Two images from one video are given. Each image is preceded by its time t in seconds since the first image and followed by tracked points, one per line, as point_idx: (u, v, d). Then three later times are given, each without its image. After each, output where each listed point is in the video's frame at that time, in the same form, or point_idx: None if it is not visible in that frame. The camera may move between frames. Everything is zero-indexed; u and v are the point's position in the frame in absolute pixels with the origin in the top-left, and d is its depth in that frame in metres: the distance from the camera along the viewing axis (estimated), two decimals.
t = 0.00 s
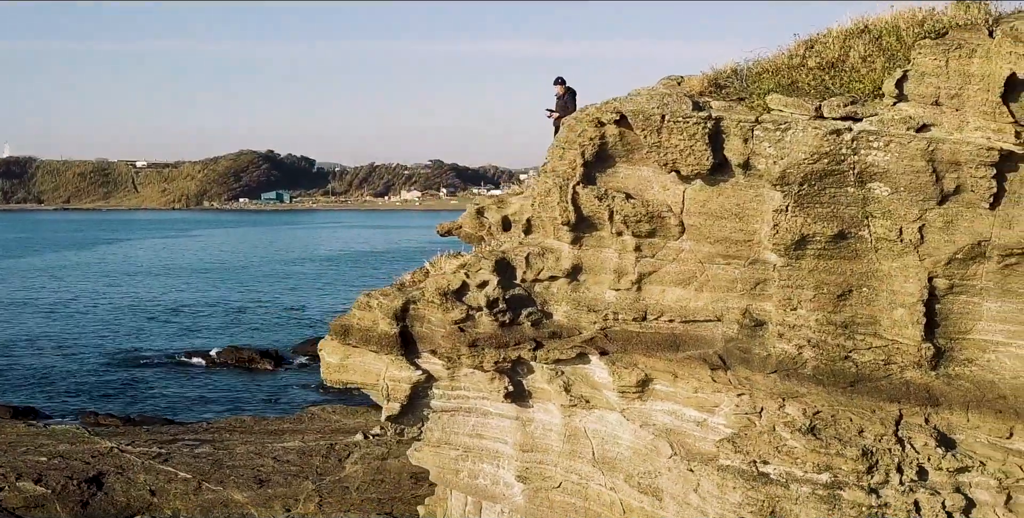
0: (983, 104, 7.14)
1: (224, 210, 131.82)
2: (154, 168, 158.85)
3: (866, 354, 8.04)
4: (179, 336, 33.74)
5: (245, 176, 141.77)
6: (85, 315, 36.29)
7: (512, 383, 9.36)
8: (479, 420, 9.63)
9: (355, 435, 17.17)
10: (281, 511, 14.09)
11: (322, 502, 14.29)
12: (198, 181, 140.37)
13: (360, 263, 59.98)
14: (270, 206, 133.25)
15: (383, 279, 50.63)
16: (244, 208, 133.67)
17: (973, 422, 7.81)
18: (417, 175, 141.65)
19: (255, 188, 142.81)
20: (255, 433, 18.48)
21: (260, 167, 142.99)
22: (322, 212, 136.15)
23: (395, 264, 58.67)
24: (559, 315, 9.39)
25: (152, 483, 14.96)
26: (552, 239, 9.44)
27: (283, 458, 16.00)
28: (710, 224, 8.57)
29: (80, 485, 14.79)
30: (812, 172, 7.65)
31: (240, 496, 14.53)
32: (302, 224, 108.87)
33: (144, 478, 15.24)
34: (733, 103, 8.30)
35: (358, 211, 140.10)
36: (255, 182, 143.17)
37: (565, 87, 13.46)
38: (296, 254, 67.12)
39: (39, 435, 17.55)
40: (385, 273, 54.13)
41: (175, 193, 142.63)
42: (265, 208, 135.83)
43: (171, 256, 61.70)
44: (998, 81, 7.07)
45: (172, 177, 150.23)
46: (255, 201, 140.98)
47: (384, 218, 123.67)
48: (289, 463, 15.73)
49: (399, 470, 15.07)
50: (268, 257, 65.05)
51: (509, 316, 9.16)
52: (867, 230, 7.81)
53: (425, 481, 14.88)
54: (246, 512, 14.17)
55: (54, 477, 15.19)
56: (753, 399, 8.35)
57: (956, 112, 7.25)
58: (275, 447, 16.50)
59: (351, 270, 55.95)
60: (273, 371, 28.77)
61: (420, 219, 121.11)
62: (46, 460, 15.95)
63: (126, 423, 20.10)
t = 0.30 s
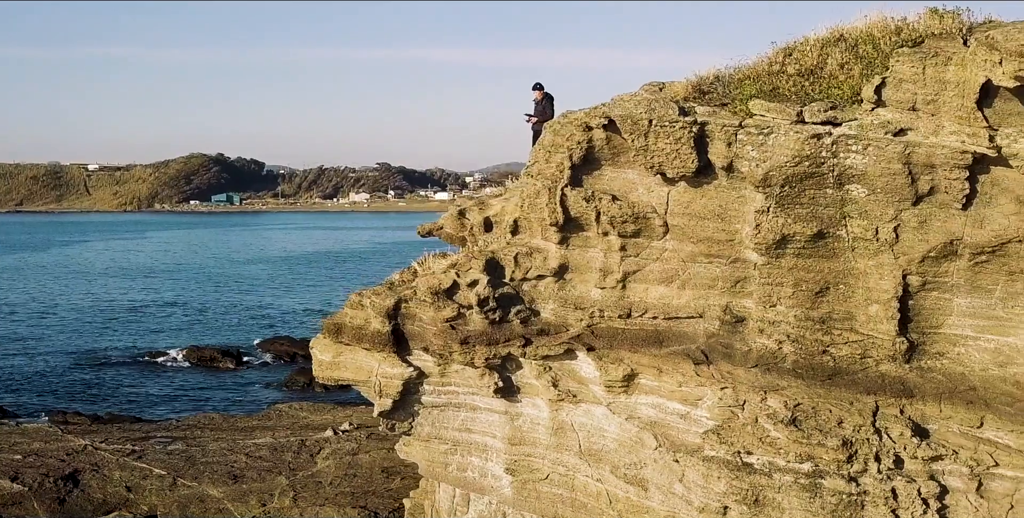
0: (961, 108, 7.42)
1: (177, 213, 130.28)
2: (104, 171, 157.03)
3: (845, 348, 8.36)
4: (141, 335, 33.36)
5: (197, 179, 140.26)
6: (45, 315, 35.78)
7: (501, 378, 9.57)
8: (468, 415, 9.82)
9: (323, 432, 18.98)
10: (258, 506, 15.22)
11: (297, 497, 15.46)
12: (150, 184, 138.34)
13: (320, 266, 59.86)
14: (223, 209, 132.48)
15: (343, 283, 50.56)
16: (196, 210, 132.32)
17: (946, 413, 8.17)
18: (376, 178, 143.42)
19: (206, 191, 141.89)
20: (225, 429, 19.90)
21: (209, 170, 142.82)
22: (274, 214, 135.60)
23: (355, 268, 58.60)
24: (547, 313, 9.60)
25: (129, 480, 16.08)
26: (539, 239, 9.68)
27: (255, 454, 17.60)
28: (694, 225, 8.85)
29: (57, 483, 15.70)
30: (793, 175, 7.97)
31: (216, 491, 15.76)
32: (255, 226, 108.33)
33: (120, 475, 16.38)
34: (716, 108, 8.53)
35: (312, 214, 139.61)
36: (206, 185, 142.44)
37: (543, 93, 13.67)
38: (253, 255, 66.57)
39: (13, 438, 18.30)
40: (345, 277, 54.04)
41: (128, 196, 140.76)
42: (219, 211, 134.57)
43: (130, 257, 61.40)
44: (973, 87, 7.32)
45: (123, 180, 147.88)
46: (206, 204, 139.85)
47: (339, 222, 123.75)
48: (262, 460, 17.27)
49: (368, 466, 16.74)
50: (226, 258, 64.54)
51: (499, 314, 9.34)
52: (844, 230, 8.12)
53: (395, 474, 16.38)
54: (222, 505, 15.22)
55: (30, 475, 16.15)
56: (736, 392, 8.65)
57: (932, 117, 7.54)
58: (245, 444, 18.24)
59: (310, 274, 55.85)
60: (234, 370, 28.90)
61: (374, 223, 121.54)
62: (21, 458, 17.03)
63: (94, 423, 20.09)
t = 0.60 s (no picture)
0: (943, 112, 7.75)
1: (139, 215, 128.77)
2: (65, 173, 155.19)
3: (829, 342, 8.72)
4: (113, 333, 33.08)
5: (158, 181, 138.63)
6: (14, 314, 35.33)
7: (498, 373, 9.87)
8: (464, 409, 10.10)
9: (301, 427, 19.58)
10: (242, 499, 15.85)
11: (280, 490, 16.06)
12: (111, 186, 136.49)
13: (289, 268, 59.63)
14: (185, 211, 131.22)
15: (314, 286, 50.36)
16: (157, 212, 130.77)
17: (926, 403, 8.56)
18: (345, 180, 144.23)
19: (167, 193, 140.24)
20: (204, 425, 20.52)
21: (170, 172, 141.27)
22: (238, 216, 134.46)
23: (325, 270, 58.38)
24: (541, 309, 9.85)
25: (113, 475, 16.71)
26: (533, 238, 9.95)
27: (236, 449, 18.19)
28: (684, 224, 9.14)
29: (43, 478, 16.33)
30: (781, 176, 8.29)
31: (200, 485, 16.40)
32: (217, 228, 107.80)
33: (105, 470, 16.98)
34: (707, 112, 8.81)
35: (277, 216, 138.77)
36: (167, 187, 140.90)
37: (528, 97, 13.90)
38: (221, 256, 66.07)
39: None
40: (316, 279, 53.84)
41: (89, 198, 138.74)
42: (181, 213, 133.16)
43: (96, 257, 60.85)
44: (953, 93, 7.66)
45: (83, 181, 145.74)
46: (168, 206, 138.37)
47: (304, 223, 123.16)
48: (243, 454, 17.91)
49: (348, 460, 17.34)
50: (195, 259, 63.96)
51: (496, 311, 9.62)
52: (829, 229, 8.47)
53: (375, 468, 17.00)
54: (208, 500, 15.88)
55: (15, 471, 16.71)
56: (725, 384, 8.98)
57: (915, 121, 7.88)
58: (227, 439, 18.70)
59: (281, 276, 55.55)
60: (207, 367, 28.90)
61: (340, 224, 121.17)
62: (5, 454, 17.45)
63: (72, 421, 20.08)
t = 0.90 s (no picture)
0: (951, 115, 8.12)
1: (132, 216, 128.57)
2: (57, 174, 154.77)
3: (839, 337, 9.06)
4: (115, 331, 33.16)
5: (149, 182, 138.53)
6: (14, 313, 35.40)
7: (519, 368, 10.24)
8: (485, 402, 10.47)
9: (308, 421, 20.07)
10: (254, 491, 16.28)
11: (291, 482, 16.49)
12: (102, 187, 136.17)
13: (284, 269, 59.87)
14: (176, 211, 131.14)
15: (310, 287, 50.62)
16: (149, 213, 130.62)
17: (933, 395, 8.90)
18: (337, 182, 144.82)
19: (157, 194, 140.06)
20: (213, 419, 20.88)
21: (160, 175, 141.23)
22: (229, 217, 134.58)
23: (320, 271, 58.63)
24: (559, 306, 10.19)
25: (128, 469, 17.01)
26: (552, 238, 10.28)
27: (245, 443, 18.61)
28: (699, 224, 9.48)
29: (59, 472, 16.47)
30: (795, 177, 8.60)
31: (213, 478, 16.76)
32: (209, 229, 107.74)
33: (118, 463, 17.25)
34: (722, 116, 9.14)
35: (269, 217, 139.05)
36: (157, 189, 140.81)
37: (539, 101, 14.26)
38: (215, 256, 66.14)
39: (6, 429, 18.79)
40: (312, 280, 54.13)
41: (80, 198, 138.38)
42: (173, 213, 133.02)
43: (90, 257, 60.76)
44: (962, 97, 8.03)
45: (74, 182, 145.28)
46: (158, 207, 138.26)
47: (295, 224, 123.54)
48: (253, 448, 18.31)
49: (355, 453, 17.82)
50: (190, 259, 63.96)
51: (517, 308, 9.95)
52: (839, 228, 8.81)
53: (381, 461, 17.49)
54: (221, 492, 16.29)
55: (32, 465, 16.77)
56: (739, 379, 9.31)
57: (925, 124, 8.24)
58: (237, 434, 19.09)
59: (276, 277, 55.75)
60: (207, 363, 29.32)
61: (331, 225, 121.48)
62: (21, 448, 17.60)
63: (83, 416, 20.28)
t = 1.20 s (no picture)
0: (960, 119, 8.47)
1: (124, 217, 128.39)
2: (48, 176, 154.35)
3: (848, 332, 9.42)
4: (117, 329, 33.33)
5: (141, 185, 138.37)
6: (15, 311, 35.47)
7: (538, 364, 10.60)
8: (504, 397, 10.83)
9: (313, 416, 20.47)
10: (265, 483, 16.59)
11: (300, 475, 16.86)
12: (94, 189, 135.91)
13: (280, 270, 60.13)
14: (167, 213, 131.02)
15: (306, 288, 50.90)
16: (140, 214, 130.47)
17: (938, 388, 9.26)
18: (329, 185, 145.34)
19: (148, 196, 140.06)
20: (220, 414, 21.15)
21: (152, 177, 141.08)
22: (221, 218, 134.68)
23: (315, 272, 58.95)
24: (577, 303, 10.54)
25: (141, 462, 17.24)
26: (570, 237, 10.62)
27: (254, 437, 18.94)
28: (713, 224, 9.83)
29: (73, 466, 16.72)
30: (807, 179, 8.97)
31: (224, 471, 17.04)
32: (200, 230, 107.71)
33: (131, 457, 17.49)
34: (737, 120, 9.49)
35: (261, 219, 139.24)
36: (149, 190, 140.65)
37: (551, 105, 14.60)
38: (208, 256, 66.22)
39: (18, 424, 19.02)
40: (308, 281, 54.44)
41: (72, 200, 137.99)
42: (165, 215, 132.89)
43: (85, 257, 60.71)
44: (970, 102, 8.36)
45: (66, 184, 144.89)
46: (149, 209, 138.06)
47: (285, 226, 123.70)
48: (261, 442, 18.64)
49: (361, 446, 18.27)
50: (184, 259, 64.08)
51: (537, 306, 10.26)
52: (849, 228, 9.18)
53: (386, 453, 17.93)
54: (233, 484, 16.56)
55: (47, 459, 17.02)
56: (753, 373, 9.66)
57: (934, 128, 8.58)
58: (246, 428, 19.41)
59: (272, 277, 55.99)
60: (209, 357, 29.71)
61: (322, 227, 122.01)
62: (35, 443, 17.82)
63: (92, 411, 20.48)
